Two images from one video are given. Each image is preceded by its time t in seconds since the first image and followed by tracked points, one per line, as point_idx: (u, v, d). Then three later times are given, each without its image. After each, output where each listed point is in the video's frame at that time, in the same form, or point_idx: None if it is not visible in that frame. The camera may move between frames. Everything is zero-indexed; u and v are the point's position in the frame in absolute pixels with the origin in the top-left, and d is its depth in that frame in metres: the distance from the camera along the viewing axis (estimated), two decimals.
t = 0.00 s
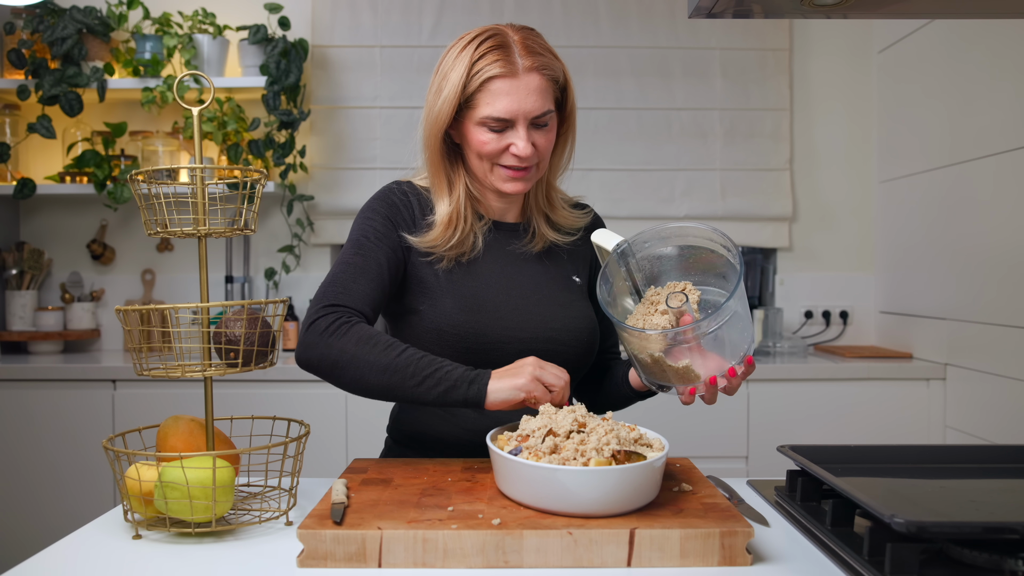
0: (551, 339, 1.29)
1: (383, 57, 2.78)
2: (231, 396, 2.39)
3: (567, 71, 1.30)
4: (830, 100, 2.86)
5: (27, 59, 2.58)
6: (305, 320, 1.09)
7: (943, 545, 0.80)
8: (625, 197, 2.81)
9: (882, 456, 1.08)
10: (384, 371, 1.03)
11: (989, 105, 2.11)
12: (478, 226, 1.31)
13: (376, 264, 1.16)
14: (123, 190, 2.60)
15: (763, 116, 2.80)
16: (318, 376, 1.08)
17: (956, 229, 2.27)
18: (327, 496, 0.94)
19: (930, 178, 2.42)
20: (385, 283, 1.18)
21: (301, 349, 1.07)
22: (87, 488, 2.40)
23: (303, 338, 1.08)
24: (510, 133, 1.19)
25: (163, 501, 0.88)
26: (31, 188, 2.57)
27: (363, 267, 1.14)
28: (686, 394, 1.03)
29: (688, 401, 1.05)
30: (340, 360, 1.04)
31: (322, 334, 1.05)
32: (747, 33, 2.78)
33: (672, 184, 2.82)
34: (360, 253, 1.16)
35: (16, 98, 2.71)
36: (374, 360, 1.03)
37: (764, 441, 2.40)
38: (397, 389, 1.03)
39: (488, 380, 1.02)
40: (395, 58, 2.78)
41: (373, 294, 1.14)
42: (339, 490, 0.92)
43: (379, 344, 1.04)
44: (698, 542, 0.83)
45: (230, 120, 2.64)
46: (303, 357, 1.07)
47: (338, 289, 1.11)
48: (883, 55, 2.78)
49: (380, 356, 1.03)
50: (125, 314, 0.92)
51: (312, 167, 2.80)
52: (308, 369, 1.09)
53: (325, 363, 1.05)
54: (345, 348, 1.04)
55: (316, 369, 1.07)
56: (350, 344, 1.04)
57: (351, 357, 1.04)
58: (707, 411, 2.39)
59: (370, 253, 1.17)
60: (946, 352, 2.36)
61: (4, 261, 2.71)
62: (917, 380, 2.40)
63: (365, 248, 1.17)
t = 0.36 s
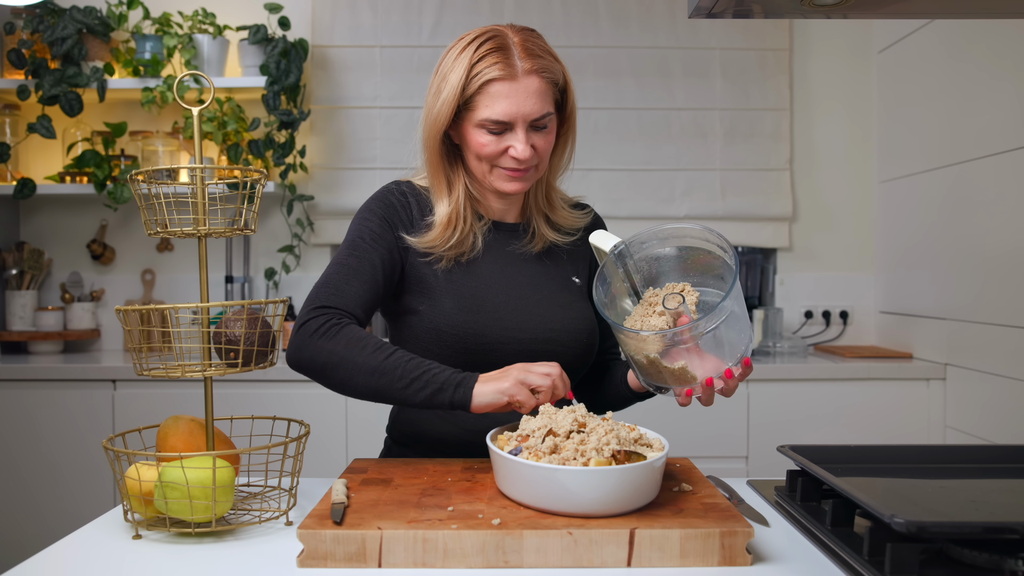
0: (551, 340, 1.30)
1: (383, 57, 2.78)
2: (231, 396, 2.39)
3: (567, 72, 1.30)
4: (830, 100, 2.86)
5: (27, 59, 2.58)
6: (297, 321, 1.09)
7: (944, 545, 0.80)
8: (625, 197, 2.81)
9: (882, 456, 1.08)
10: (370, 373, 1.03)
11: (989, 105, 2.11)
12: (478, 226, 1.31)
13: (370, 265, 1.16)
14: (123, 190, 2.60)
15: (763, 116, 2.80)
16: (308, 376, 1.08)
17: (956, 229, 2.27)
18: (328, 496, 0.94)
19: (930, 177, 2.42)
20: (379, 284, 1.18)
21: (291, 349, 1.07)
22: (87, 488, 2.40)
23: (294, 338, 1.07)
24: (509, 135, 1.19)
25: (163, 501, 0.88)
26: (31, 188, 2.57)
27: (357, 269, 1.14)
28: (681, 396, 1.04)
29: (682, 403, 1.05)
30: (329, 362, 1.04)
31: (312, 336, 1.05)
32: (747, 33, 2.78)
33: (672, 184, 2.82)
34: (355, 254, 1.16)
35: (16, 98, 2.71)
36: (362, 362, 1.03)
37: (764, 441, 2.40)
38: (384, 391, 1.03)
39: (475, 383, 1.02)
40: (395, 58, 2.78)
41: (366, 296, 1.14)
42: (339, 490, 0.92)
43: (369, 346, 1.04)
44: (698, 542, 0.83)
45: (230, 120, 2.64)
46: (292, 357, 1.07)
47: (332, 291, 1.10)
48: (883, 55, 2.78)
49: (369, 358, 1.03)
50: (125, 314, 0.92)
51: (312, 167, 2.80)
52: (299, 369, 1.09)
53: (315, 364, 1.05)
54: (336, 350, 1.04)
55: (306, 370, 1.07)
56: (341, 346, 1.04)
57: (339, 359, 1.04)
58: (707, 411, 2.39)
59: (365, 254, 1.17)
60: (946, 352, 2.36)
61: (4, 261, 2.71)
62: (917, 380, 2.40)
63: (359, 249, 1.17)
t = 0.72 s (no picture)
0: (550, 340, 1.30)
1: (383, 56, 2.78)
2: (232, 396, 2.39)
3: (567, 73, 1.30)
4: (830, 100, 2.86)
5: (27, 59, 2.58)
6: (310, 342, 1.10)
7: (943, 545, 0.80)
8: (625, 197, 2.81)
9: (882, 456, 1.08)
10: (389, 385, 1.05)
11: (989, 105, 2.11)
12: (478, 226, 1.31)
13: (376, 277, 1.16)
14: (123, 190, 2.60)
15: (763, 116, 2.81)
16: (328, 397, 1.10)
17: (956, 229, 2.27)
18: (328, 496, 0.94)
19: (930, 178, 2.42)
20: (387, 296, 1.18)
21: (310, 374, 1.09)
22: (87, 488, 2.40)
23: (311, 361, 1.09)
24: (509, 137, 1.19)
25: (163, 501, 0.88)
26: (31, 188, 2.57)
27: (363, 282, 1.14)
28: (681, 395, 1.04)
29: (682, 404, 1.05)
30: (349, 380, 1.06)
31: (327, 357, 1.07)
32: (747, 33, 2.78)
33: (672, 184, 2.82)
34: (360, 266, 1.16)
35: (16, 98, 2.71)
36: (380, 375, 1.05)
37: (764, 441, 2.40)
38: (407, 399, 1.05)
39: (492, 378, 1.03)
40: (395, 58, 2.78)
41: (374, 309, 1.14)
42: (339, 490, 0.92)
43: (382, 359, 1.05)
44: (698, 542, 0.83)
45: (230, 120, 2.64)
46: (312, 380, 1.09)
47: (339, 308, 1.11)
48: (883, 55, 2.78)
49: (385, 372, 1.05)
50: (125, 314, 0.92)
51: (312, 167, 2.80)
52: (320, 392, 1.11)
53: (336, 385, 1.07)
54: (351, 368, 1.06)
55: (327, 392, 1.09)
56: (356, 364, 1.06)
57: (356, 376, 1.05)
58: (707, 411, 2.39)
59: (369, 266, 1.16)
60: (946, 352, 2.36)
61: (4, 261, 2.71)
62: (917, 380, 2.40)
63: (364, 261, 1.16)
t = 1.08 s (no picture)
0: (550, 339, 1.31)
1: (383, 57, 2.78)
2: (232, 396, 2.39)
3: (564, 71, 1.30)
4: (830, 100, 2.86)
5: (27, 59, 2.58)
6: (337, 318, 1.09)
7: (943, 544, 0.80)
8: (625, 198, 2.81)
9: (882, 456, 1.08)
10: (425, 354, 1.02)
11: (989, 105, 2.11)
12: (481, 225, 1.31)
13: (394, 259, 1.17)
14: (123, 190, 2.60)
15: (763, 116, 2.81)
16: (360, 374, 1.07)
17: (956, 229, 2.27)
18: (328, 496, 0.94)
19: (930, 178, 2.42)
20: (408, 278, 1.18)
21: (340, 351, 1.06)
22: (87, 488, 2.40)
23: (340, 338, 1.07)
24: (507, 137, 1.19)
25: (163, 501, 0.88)
26: (31, 188, 2.57)
27: (382, 263, 1.15)
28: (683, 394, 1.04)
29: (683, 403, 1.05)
30: (384, 351, 1.03)
31: (356, 328, 1.05)
32: (747, 33, 2.78)
33: (672, 184, 2.82)
34: (376, 250, 1.16)
35: (16, 98, 2.71)
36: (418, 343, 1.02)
37: (764, 441, 2.40)
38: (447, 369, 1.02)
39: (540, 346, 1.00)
40: (395, 58, 2.78)
41: (398, 286, 1.14)
42: (339, 490, 0.92)
43: (418, 325, 1.03)
44: (698, 542, 0.83)
45: (230, 120, 2.64)
46: (343, 358, 1.06)
47: (363, 285, 1.10)
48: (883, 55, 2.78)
49: (422, 336, 1.02)
50: (125, 314, 0.92)
51: (312, 167, 2.80)
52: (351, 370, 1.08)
53: (368, 359, 1.04)
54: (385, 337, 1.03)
55: (359, 368, 1.05)
56: (388, 331, 1.03)
57: (390, 345, 1.03)
58: (707, 410, 2.39)
59: (385, 250, 1.17)
60: (946, 353, 2.36)
61: (4, 261, 2.71)
62: (917, 380, 2.40)
63: (381, 245, 1.17)
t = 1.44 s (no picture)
0: (564, 334, 1.22)
1: (383, 57, 2.78)
2: (232, 396, 2.39)
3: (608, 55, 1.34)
4: (830, 100, 2.86)
5: (27, 59, 2.58)
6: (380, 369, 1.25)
7: (944, 545, 0.80)
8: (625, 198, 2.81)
9: (882, 456, 1.07)
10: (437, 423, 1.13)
11: (989, 105, 2.11)
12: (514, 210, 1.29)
13: (410, 298, 1.25)
14: (123, 190, 2.60)
15: (763, 116, 2.81)
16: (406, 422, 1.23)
17: (956, 229, 2.27)
18: (328, 496, 0.94)
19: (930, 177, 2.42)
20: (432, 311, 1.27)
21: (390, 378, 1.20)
22: (87, 488, 2.40)
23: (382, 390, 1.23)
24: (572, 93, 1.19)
25: (163, 501, 0.88)
26: (31, 188, 2.57)
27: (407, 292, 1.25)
28: (646, 403, 1.10)
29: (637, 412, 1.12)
30: (411, 415, 1.17)
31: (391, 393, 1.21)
32: (747, 33, 2.78)
33: (672, 184, 2.81)
34: (396, 294, 1.25)
35: (16, 98, 2.71)
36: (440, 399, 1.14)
37: (764, 441, 2.40)
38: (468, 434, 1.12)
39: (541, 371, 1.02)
40: (395, 58, 2.78)
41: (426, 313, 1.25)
42: (339, 490, 0.92)
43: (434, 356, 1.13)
44: (698, 542, 0.83)
45: (230, 120, 2.64)
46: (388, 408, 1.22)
47: (391, 340, 1.24)
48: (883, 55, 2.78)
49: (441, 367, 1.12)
50: (125, 314, 0.92)
51: (312, 167, 2.80)
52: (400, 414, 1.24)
53: (401, 415, 1.19)
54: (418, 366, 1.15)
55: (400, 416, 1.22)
56: (411, 389, 1.18)
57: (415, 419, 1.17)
58: (706, 410, 2.39)
59: (401, 297, 1.25)
60: (946, 352, 2.36)
61: (4, 261, 2.71)
62: (917, 380, 2.40)
63: (399, 286, 1.25)
